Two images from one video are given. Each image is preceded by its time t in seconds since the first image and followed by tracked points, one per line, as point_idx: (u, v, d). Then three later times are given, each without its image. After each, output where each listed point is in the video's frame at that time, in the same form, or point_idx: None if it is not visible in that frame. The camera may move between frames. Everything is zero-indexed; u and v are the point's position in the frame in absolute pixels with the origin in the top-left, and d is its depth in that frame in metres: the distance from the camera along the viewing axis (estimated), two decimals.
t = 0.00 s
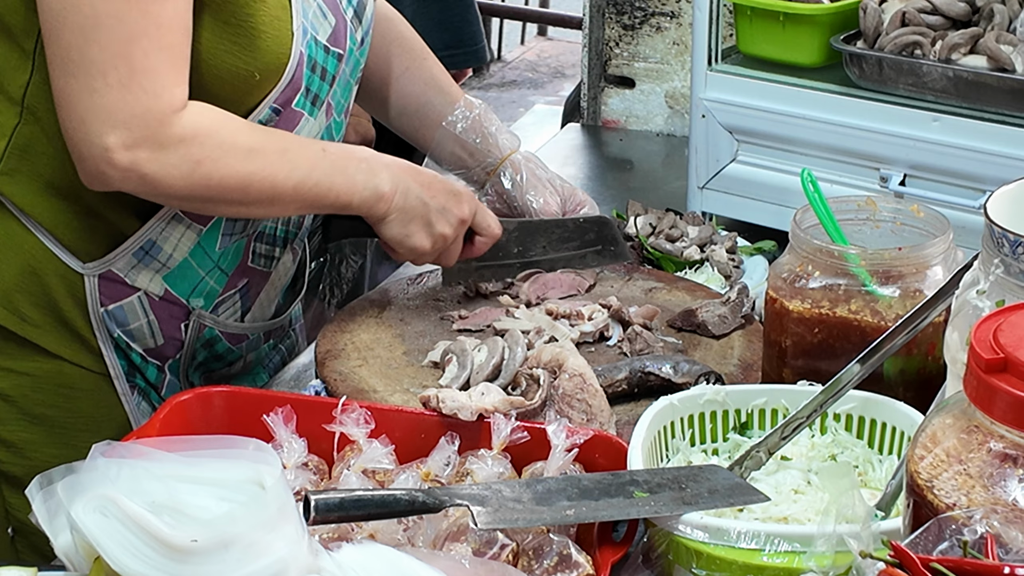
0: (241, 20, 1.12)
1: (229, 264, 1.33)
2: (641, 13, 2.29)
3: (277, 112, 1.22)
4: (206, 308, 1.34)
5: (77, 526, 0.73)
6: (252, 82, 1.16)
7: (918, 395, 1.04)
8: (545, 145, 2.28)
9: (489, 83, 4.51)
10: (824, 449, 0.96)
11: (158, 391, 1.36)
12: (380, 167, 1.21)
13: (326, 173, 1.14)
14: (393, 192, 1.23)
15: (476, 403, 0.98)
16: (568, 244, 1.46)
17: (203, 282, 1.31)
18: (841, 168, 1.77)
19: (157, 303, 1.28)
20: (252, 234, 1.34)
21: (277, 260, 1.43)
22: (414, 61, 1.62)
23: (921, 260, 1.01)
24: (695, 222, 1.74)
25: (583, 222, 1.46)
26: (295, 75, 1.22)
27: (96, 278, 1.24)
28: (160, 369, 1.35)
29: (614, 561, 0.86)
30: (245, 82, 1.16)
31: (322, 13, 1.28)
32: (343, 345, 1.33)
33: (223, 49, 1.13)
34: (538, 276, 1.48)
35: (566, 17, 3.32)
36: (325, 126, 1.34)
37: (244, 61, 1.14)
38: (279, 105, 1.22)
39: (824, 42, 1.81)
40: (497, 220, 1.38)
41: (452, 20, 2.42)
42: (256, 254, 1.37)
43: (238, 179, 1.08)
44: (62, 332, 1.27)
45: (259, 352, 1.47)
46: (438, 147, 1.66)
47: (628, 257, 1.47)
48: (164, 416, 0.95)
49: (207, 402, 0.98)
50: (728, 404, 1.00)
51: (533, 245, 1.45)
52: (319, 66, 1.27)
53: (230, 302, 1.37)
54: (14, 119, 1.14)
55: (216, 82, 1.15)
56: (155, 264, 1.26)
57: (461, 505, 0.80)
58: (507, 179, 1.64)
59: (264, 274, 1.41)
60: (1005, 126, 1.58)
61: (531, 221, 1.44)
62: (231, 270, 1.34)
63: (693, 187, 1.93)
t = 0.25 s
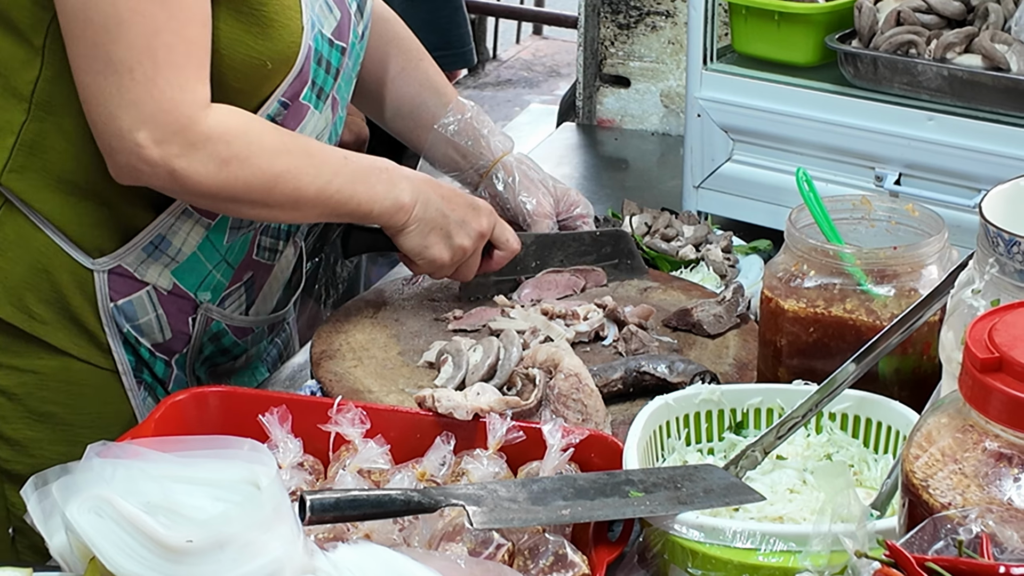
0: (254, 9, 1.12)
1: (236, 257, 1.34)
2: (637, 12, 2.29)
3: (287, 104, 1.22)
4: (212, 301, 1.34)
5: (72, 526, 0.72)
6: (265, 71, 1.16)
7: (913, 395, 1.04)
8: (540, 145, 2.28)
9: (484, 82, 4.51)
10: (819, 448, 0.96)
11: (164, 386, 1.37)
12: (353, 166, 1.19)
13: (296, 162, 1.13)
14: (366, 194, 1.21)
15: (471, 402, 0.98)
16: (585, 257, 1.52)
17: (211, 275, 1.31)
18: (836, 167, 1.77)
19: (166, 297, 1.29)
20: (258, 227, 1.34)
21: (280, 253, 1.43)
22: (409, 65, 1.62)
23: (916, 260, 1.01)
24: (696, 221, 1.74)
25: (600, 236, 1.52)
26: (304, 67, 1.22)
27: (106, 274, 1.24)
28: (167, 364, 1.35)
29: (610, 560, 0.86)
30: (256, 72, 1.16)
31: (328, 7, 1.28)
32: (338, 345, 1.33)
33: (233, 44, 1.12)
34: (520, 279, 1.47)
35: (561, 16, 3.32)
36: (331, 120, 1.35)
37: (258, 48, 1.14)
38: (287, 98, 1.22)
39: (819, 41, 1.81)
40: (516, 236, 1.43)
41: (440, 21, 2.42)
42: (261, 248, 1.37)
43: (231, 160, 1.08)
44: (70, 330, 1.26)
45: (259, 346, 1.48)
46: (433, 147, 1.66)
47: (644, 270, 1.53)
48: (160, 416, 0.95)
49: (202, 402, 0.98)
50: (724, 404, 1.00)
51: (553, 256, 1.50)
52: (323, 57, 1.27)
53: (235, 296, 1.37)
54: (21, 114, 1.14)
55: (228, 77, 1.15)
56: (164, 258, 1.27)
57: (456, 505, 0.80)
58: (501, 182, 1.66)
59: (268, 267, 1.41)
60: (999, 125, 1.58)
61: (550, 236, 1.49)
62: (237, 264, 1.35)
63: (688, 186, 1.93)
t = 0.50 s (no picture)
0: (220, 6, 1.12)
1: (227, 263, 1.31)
2: (633, 12, 2.29)
3: (265, 106, 1.22)
4: (201, 306, 1.33)
5: (70, 528, 0.72)
6: (235, 73, 1.16)
7: (911, 395, 1.04)
8: (538, 144, 2.28)
9: (481, 82, 4.50)
10: (816, 448, 0.96)
11: (154, 389, 1.36)
12: (307, 178, 1.16)
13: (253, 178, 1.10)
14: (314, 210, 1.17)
15: (469, 403, 0.98)
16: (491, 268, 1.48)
17: (199, 281, 1.30)
18: (833, 167, 1.77)
19: (153, 302, 1.28)
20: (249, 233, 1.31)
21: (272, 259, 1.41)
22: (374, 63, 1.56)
23: (913, 260, 1.01)
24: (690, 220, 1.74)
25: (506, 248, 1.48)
26: (281, 69, 1.21)
27: (91, 277, 1.23)
28: (156, 367, 1.35)
29: (607, 561, 0.86)
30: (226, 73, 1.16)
31: (310, 8, 1.27)
32: (336, 345, 1.33)
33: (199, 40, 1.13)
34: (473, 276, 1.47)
35: (558, 16, 3.32)
36: (317, 122, 1.35)
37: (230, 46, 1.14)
38: (265, 99, 1.22)
39: (816, 41, 1.81)
40: (421, 243, 1.34)
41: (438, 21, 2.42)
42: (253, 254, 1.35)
43: (178, 179, 1.05)
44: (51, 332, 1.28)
45: (254, 350, 1.47)
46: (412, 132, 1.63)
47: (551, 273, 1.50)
48: (157, 417, 0.95)
49: (200, 403, 0.98)
50: (721, 404, 1.00)
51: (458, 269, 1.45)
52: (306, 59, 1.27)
53: (225, 301, 1.36)
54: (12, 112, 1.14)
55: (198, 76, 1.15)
56: (150, 264, 1.25)
57: (454, 505, 0.80)
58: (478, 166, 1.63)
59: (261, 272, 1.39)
60: (995, 125, 1.59)
61: (457, 245, 1.44)
62: (228, 270, 1.32)
63: (685, 186, 1.93)
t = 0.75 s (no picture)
0: (230, 11, 1.12)
1: (221, 262, 1.33)
2: (630, 12, 2.29)
3: (266, 108, 1.22)
4: (196, 305, 1.33)
5: (68, 530, 0.72)
6: (240, 76, 1.16)
7: (907, 395, 1.04)
8: (534, 144, 2.28)
9: (477, 82, 4.50)
10: (813, 449, 0.97)
11: (148, 387, 1.36)
12: (353, 164, 1.18)
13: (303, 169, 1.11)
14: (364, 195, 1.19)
15: (466, 403, 0.98)
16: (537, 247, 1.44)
17: (194, 280, 1.31)
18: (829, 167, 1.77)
19: (148, 300, 1.28)
20: (244, 232, 1.33)
21: (267, 260, 1.43)
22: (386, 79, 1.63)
23: (910, 260, 1.01)
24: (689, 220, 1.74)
25: (553, 225, 1.43)
26: (282, 72, 1.21)
27: (87, 275, 1.23)
28: (149, 365, 1.35)
29: (604, 562, 0.86)
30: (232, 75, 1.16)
31: (309, 12, 1.28)
32: (333, 345, 1.33)
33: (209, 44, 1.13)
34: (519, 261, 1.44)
35: (555, 15, 3.32)
36: (316, 126, 1.35)
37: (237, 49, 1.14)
38: (266, 102, 1.22)
39: (813, 41, 1.81)
40: (468, 224, 1.36)
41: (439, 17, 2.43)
42: (247, 253, 1.37)
43: (236, 175, 1.07)
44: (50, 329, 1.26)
45: (247, 349, 1.48)
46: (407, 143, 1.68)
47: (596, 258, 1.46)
48: (154, 418, 0.95)
49: (197, 404, 0.98)
50: (718, 404, 1.00)
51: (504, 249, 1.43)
52: (306, 62, 1.27)
53: (220, 301, 1.37)
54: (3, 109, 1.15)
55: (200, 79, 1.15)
56: (146, 261, 1.26)
57: (451, 506, 0.80)
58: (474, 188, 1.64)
59: (254, 272, 1.41)
60: (990, 125, 1.59)
61: (503, 225, 1.41)
62: (222, 268, 1.34)
63: (681, 186, 1.93)
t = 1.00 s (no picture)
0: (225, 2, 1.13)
1: (213, 257, 1.33)
2: (626, 12, 2.29)
3: (258, 103, 1.22)
4: (190, 300, 1.33)
5: (65, 530, 0.72)
6: (235, 69, 1.16)
7: (904, 394, 1.04)
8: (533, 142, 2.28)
9: (474, 82, 4.50)
10: (810, 447, 0.97)
11: (141, 383, 1.35)
12: (324, 160, 1.18)
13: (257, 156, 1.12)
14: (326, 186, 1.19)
15: (464, 402, 0.98)
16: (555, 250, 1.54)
17: (186, 275, 1.31)
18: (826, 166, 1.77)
19: (141, 295, 1.28)
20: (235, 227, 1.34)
21: (263, 256, 1.42)
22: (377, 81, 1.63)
23: (906, 259, 1.01)
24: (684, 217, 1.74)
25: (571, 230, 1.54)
26: (276, 66, 1.21)
27: (78, 271, 1.23)
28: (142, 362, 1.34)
29: (602, 560, 0.86)
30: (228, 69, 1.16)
31: (303, 7, 1.28)
32: (330, 345, 1.33)
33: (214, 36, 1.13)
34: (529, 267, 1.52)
35: (551, 15, 3.32)
36: (311, 123, 1.35)
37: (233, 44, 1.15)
38: (258, 96, 1.21)
39: (809, 40, 1.81)
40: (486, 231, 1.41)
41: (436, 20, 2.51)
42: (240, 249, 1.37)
43: (201, 151, 1.08)
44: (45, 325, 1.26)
45: (245, 347, 1.46)
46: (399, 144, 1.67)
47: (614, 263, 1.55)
48: (151, 418, 0.95)
49: (194, 403, 0.98)
50: (715, 403, 1.00)
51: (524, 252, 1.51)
52: (299, 57, 1.27)
53: (213, 296, 1.36)
54: None
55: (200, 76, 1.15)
56: (137, 256, 1.26)
57: (449, 506, 0.80)
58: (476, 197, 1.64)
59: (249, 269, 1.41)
60: (986, 124, 1.59)
61: (522, 230, 1.50)
62: (215, 263, 1.34)
63: (679, 185, 1.93)
